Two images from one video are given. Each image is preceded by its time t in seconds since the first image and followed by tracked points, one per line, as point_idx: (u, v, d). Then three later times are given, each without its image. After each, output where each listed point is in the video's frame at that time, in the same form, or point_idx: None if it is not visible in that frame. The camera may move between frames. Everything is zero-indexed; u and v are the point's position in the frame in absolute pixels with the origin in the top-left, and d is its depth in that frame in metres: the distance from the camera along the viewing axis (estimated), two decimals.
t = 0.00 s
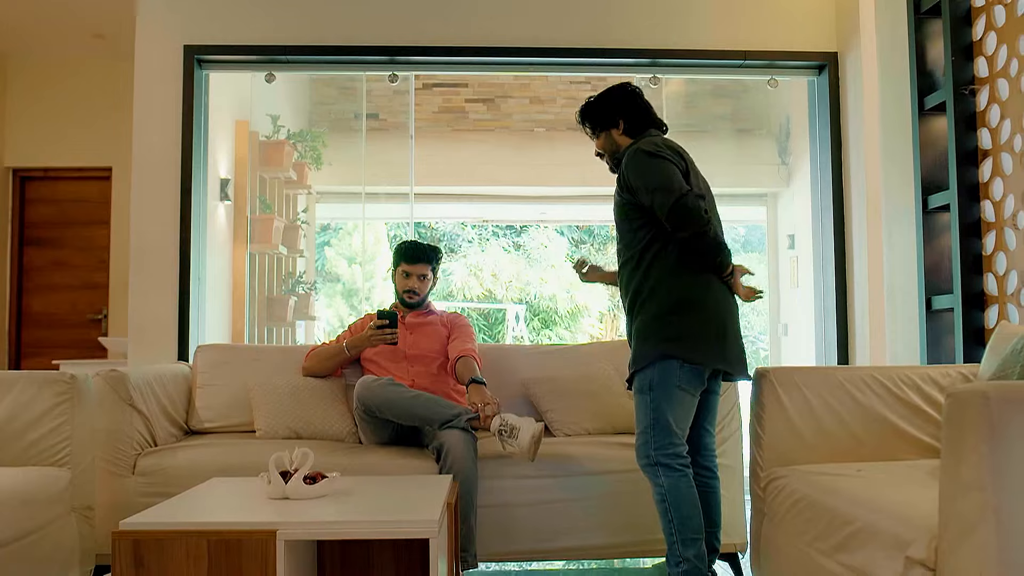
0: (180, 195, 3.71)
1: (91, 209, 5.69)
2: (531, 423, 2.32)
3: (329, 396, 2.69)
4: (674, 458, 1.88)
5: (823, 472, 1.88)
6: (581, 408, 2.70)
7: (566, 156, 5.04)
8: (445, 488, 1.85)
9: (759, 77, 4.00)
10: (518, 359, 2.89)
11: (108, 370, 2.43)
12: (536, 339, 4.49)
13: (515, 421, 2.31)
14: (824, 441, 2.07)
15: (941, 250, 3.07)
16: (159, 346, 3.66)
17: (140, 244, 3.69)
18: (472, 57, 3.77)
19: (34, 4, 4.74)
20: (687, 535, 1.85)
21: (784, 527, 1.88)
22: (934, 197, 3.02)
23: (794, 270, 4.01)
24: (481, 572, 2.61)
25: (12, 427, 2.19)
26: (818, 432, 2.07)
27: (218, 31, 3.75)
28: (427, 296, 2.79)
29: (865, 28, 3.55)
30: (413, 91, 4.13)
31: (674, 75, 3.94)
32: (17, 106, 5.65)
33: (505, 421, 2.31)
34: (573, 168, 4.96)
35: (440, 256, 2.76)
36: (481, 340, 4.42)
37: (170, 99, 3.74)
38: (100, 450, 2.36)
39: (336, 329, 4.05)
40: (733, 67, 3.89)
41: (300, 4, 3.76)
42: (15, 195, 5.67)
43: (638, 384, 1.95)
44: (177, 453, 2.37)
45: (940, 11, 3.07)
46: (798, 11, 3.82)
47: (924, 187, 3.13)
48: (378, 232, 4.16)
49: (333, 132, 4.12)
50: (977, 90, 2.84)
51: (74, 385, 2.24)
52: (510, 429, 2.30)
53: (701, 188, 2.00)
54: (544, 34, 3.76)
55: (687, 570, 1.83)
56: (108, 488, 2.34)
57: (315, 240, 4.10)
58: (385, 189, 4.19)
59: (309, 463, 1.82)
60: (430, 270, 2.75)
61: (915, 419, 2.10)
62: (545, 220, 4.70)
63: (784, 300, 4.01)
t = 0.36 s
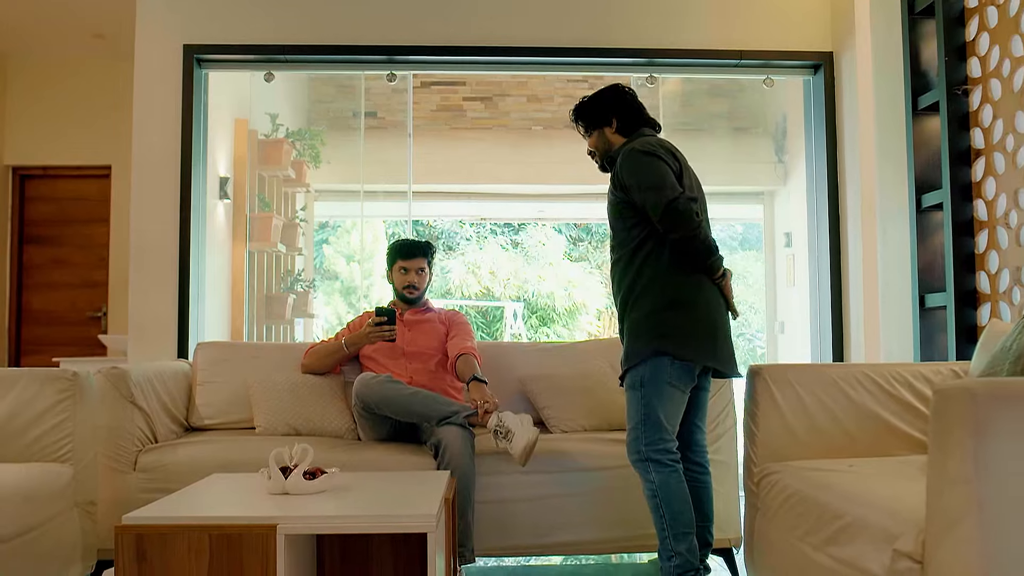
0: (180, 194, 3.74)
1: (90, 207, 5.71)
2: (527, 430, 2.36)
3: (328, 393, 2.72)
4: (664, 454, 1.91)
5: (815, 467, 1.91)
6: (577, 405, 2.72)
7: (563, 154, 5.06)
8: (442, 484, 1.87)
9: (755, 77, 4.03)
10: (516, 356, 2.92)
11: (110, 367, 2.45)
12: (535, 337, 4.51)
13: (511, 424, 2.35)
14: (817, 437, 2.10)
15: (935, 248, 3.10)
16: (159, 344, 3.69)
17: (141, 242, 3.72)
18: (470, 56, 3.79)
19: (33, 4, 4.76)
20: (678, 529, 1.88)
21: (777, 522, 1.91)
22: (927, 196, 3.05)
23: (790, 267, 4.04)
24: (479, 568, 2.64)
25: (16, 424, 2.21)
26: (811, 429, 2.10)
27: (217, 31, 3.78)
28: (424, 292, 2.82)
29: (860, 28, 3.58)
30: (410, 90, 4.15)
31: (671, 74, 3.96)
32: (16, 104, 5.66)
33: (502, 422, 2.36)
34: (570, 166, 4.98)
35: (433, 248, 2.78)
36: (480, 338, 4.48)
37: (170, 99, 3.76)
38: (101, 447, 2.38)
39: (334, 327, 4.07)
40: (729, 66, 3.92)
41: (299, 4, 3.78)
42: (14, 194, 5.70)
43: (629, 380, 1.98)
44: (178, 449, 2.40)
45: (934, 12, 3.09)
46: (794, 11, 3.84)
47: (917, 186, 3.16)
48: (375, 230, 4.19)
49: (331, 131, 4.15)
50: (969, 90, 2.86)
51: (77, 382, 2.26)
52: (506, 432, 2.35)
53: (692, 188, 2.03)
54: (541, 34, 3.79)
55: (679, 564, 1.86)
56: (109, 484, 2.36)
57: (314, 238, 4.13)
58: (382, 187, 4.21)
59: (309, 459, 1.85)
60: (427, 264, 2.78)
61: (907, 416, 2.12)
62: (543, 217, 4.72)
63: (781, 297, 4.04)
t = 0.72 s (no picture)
0: (179, 193, 3.76)
1: (89, 205, 5.72)
2: (522, 427, 2.38)
3: (326, 390, 2.75)
4: (656, 450, 1.94)
5: (807, 463, 1.94)
6: (573, 402, 2.75)
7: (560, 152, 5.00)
8: (439, 479, 1.90)
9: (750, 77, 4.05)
10: (513, 354, 2.94)
11: (110, 365, 2.48)
12: (531, 335, 4.55)
13: (507, 421, 2.39)
14: (809, 433, 2.13)
15: (927, 247, 3.13)
16: (158, 342, 3.72)
17: (140, 241, 3.74)
18: (467, 56, 3.82)
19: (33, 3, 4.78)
20: (670, 523, 1.91)
21: (768, 516, 1.95)
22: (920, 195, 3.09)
23: (785, 265, 4.08)
24: (475, 564, 2.67)
25: (17, 421, 2.23)
26: (803, 425, 2.13)
27: (216, 31, 3.80)
28: (421, 289, 2.85)
29: (854, 28, 3.61)
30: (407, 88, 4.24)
31: (668, 74, 3.99)
32: (14, 102, 5.67)
33: (498, 419, 2.40)
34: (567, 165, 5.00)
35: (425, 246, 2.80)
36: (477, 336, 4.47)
37: (169, 98, 3.79)
38: (101, 443, 2.41)
39: (332, 324, 4.11)
40: (725, 66, 3.94)
41: (297, 4, 3.81)
42: (13, 192, 5.71)
43: (622, 377, 2.01)
44: (177, 446, 2.43)
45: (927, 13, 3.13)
46: (789, 11, 3.87)
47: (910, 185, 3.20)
48: (373, 228, 4.27)
49: (329, 129, 4.20)
50: (961, 90, 2.89)
51: (77, 379, 2.28)
52: (502, 428, 2.38)
53: (685, 187, 2.05)
54: (538, 34, 3.81)
55: (671, 558, 1.89)
56: (110, 480, 2.39)
57: (311, 236, 4.18)
58: (380, 186, 4.33)
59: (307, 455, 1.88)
60: (422, 261, 2.80)
61: (898, 413, 2.15)
62: (540, 215, 4.75)
63: (777, 296, 4.08)
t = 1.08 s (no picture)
0: (180, 192, 3.79)
1: (89, 204, 5.75)
2: (520, 423, 2.43)
3: (326, 388, 2.77)
4: (644, 445, 1.97)
5: (799, 460, 1.97)
6: (570, 400, 2.78)
7: (559, 152, 4.81)
8: (437, 475, 1.93)
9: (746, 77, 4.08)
10: (511, 352, 2.97)
11: (112, 363, 2.52)
12: (530, 333, 4.56)
13: (505, 418, 2.43)
14: (802, 431, 2.16)
15: (921, 247, 3.17)
16: (158, 340, 3.75)
17: (140, 240, 3.77)
18: (465, 57, 3.85)
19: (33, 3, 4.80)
20: (660, 517, 1.94)
21: (761, 512, 1.98)
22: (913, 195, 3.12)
23: (782, 264, 4.11)
24: (474, 561, 2.69)
25: (21, 418, 2.26)
26: (796, 423, 2.16)
27: (216, 31, 3.83)
28: (418, 288, 2.87)
29: (849, 28, 3.64)
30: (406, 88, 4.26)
31: (665, 74, 4.02)
32: (14, 101, 5.69)
33: (496, 416, 2.44)
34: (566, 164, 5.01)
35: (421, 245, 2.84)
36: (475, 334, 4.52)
37: (170, 98, 3.82)
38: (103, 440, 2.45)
39: (331, 323, 4.14)
40: (721, 66, 3.97)
41: (296, 5, 3.84)
42: (13, 191, 5.73)
43: (614, 374, 2.05)
44: (178, 443, 2.48)
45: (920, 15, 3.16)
46: (785, 12, 3.90)
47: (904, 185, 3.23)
48: (372, 226, 4.28)
49: (328, 129, 4.21)
50: (955, 91, 2.92)
51: (80, 377, 2.30)
52: (499, 424, 2.43)
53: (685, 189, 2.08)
54: (535, 34, 3.84)
55: (662, 551, 1.91)
56: (111, 476, 2.43)
57: (310, 235, 4.19)
58: (379, 184, 4.34)
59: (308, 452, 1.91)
60: (417, 261, 2.84)
61: (890, 411, 2.18)
62: (538, 214, 4.73)
63: (773, 295, 4.11)
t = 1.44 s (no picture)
0: (180, 191, 3.82)
1: (90, 203, 5.77)
2: (517, 420, 2.47)
3: (326, 386, 2.80)
4: (644, 443, 2.00)
5: (792, 456, 2.00)
6: (568, 398, 2.81)
7: (558, 151, 4.60)
8: (435, 472, 1.96)
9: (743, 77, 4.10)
10: (510, 350, 3.00)
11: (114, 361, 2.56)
12: (529, 332, 4.48)
13: (503, 415, 2.46)
14: (796, 427, 2.19)
15: (915, 246, 3.20)
16: (159, 338, 3.78)
17: (141, 238, 3.80)
18: (463, 57, 3.87)
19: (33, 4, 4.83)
20: (660, 515, 1.97)
21: (756, 508, 2.01)
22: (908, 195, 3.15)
23: (781, 263, 4.14)
24: (472, 557, 2.72)
25: (24, 415, 2.28)
26: (789, 420, 2.19)
27: (216, 32, 3.86)
28: (415, 286, 2.90)
29: (845, 28, 3.66)
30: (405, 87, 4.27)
31: (662, 74, 4.05)
32: (15, 101, 5.71)
33: (494, 413, 2.47)
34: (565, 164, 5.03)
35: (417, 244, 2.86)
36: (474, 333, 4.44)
37: (170, 98, 3.85)
38: (105, 438, 2.48)
39: (331, 321, 4.16)
40: (717, 67, 4.00)
41: (296, 5, 3.87)
42: (14, 190, 5.75)
43: (611, 372, 2.06)
44: (179, 440, 2.51)
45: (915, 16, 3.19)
46: (781, 12, 3.92)
47: (899, 185, 3.26)
48: (371, 225, 4.29)
49: (327, 128, 4.23)
50: (949, 92, 2.95)
51: (83, 375, 2.32)
52: (497, 422, 2.46)
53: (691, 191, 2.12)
54: (533, 35, 3.87)
55: (661, 548, 1.95)
56: (115, 473, 2.47)
57: (310, 234, 4.21)
58: (379, 183, 4.34)
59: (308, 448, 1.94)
60: (412, 260, 2.86)
61: (882, 408, 2.21)
62: (537, 213, 4.58)
63: (771, 294, 4.14)
